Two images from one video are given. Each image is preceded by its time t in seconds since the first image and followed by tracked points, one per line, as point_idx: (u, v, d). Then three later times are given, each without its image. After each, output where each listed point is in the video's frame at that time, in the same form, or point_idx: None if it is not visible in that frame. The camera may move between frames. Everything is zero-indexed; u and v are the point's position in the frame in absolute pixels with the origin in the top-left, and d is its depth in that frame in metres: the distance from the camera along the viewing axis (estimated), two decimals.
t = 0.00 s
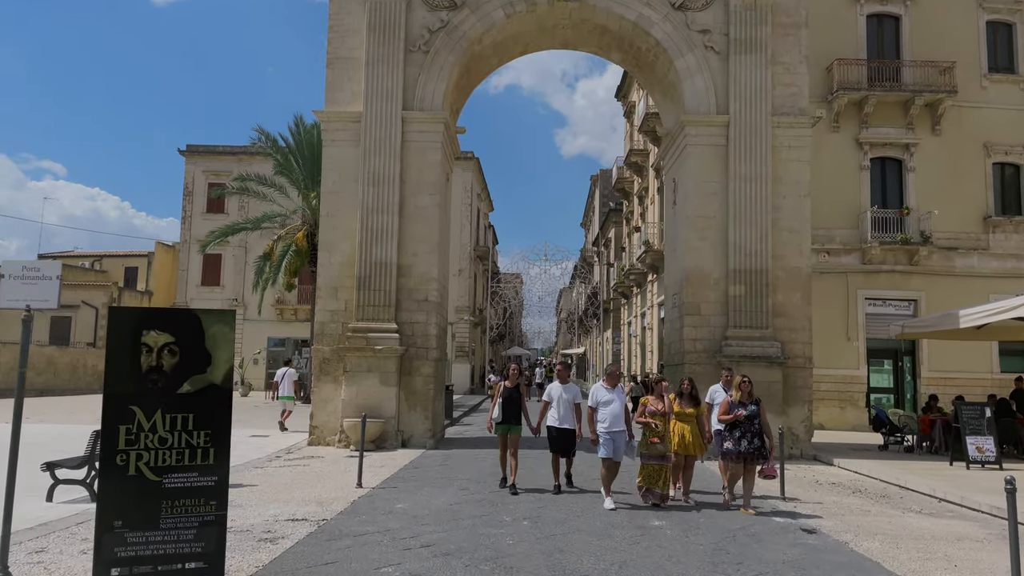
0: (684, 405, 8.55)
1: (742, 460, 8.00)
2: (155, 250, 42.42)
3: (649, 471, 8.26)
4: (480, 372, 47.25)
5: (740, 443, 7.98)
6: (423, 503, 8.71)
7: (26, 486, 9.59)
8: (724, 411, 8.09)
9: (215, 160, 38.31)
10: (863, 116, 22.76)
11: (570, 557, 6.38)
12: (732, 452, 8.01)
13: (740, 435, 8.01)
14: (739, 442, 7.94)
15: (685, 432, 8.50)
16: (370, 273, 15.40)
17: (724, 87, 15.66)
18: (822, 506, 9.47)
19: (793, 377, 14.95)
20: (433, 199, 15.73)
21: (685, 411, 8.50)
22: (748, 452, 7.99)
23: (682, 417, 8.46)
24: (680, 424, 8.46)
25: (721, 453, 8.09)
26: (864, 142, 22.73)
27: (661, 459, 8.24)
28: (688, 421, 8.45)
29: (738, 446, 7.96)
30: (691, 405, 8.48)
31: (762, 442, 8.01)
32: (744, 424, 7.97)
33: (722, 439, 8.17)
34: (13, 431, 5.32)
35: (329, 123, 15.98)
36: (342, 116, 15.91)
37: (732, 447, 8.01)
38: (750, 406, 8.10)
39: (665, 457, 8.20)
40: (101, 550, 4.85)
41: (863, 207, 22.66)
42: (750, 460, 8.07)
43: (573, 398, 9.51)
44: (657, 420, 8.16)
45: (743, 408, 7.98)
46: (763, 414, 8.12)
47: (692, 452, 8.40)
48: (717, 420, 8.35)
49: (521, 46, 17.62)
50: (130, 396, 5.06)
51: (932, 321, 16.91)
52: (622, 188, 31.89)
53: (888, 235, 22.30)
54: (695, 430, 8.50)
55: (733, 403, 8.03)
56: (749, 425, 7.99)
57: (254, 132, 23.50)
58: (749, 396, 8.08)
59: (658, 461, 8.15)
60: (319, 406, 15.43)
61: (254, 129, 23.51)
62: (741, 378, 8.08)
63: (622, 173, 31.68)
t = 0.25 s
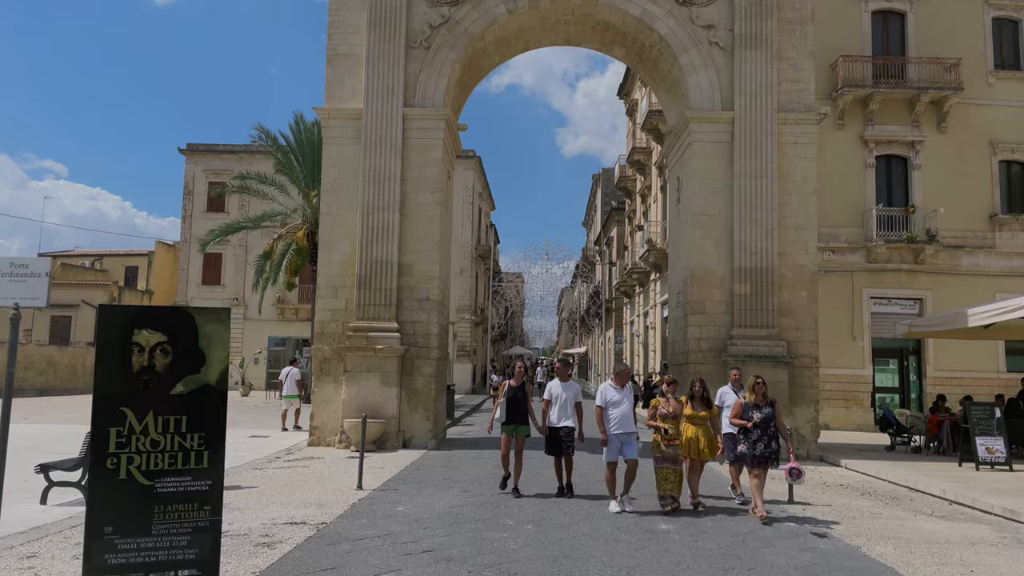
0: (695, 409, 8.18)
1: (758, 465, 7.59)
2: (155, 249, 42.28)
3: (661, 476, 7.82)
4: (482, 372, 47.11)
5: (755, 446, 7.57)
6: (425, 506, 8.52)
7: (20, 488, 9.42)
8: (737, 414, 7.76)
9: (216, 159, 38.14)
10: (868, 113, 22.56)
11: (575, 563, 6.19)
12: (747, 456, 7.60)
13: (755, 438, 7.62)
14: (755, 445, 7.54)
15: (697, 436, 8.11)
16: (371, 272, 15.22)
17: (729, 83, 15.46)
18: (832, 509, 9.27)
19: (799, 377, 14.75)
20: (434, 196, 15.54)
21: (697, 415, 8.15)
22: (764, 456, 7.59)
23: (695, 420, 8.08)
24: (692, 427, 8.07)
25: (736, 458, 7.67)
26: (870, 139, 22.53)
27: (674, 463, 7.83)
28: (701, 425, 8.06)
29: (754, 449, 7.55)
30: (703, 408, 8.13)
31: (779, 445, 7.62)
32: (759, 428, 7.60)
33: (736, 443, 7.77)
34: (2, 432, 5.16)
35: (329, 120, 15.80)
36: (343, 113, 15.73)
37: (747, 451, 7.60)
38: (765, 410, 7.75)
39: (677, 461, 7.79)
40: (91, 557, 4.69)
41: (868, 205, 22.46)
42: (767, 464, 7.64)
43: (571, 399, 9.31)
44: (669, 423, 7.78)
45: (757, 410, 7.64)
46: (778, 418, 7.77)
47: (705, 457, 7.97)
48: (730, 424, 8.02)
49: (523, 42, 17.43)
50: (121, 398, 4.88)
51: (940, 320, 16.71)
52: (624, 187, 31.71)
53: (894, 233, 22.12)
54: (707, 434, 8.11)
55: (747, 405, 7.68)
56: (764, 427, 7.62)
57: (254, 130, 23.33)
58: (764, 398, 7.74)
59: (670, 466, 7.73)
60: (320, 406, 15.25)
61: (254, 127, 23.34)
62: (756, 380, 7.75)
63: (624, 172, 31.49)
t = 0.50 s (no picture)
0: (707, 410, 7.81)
1: (775, 469, 7.20)
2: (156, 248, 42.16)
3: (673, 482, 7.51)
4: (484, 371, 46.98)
5: (772, 449, 7.16)
6: (428, 507, 8.37)
7: (16, 489, 9.28)
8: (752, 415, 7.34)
9: (217, 158, 38.00)
10: (873, 111, 22.38)
11: (583, 566, 6.04)
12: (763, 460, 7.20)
13: (772, 441, 7.21)
14: (772, 449, 7.15)
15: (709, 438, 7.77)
16: (372, 270, 15.06)
17: (734, 79, 15.29)
18: (842, 511, 9.11)
19: (806, 376, 14.57)
20: (436, 193, 15.38)
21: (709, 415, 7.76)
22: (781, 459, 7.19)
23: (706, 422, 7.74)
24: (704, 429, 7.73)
25: (752, 462, 7.27)
26: (875, 137, 22.35)
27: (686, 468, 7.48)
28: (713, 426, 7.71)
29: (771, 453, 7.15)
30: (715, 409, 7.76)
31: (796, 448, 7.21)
32: (776, 430, 7.19)
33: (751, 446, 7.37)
34: None
35: (330, 117, 15.65)
36: (344, 109, 15.58)
37: (763, 454, 7.19)
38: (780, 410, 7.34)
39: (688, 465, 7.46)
40: (84, 561, 4.54)
41: (873, 203, 22.29)
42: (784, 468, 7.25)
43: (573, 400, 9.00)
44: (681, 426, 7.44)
45: (772, 411, 7.22)
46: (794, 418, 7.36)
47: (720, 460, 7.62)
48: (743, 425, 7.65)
49: (526, 38, 17.27)
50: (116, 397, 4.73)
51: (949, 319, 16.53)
52: (627, 185, 31.55)
53: (899, 231, 21.96)
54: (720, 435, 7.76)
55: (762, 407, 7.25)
56: (781, 429, 7.21)
57: (255, 128, 23.18)
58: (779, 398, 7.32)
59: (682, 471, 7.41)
60: (321, 406, 15.10)
61: (255, 125, 23.18)
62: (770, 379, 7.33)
63: (627, 170, 31.32)
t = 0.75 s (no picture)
0: (726, 410, 7.56)
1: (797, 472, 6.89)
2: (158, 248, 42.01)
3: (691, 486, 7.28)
4: (487, 371, 46.81)
5: (793, 451, 6.89)
6: (434, 510, 8.17)
7: (13, 492, 9.08)
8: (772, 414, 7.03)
9: (219, 157, 37.84)
10: (882, 108, 22.15)
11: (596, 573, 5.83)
12: (784, 463, 6.92)
13: (793, 442, 6.94)
14: (793, 451, 6.87)
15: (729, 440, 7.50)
16: (376, 268, 14.86)
17: (743, 75, 15.07)
18: (858, 514, 8.89)
19: (816, 376, 14.36)
20: (440, 191, 15.18)
21: (727, 416, 7.50)
22: (803, 461, 6.89)
23: (725, 423, 7.51)
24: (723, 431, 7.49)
25: (773, 464, 6.99)
26: (883, 134, 22.11)
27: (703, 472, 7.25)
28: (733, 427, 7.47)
29: (791, 455, 6.88)
30: (733, 409, 7.52)
31: (820, 449, 6.93)
32: (798, 431, 6.90)
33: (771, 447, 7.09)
34: None
35: (333, 113, 15.45)
36: (347, 106, 15.39)
37: (784, 456, 6.92)
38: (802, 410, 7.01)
39: (705, 468, 7.24)
40: (79, 570, 4.35)
41: (881, 201, 22.07)
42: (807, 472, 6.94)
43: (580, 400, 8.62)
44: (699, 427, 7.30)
45: (793, 411, 6.90)
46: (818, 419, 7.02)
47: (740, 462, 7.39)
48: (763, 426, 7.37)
49: (531, 34, 17.06)
50: (112, 398, 4.53)
51: (962, 318, 16.31)
52: (631, 184, 31.33)
53: (908, 230, 21.72)
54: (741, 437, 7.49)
55: (784, 407, 6.94)
56: (803, 431, 6.91)
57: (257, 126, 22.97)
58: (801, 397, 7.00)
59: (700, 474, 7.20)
60: (324, 406, 14.91)
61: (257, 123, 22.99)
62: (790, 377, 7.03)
63: (631, 168, 31.12)
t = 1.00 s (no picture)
0: (748, 415, 7.24)
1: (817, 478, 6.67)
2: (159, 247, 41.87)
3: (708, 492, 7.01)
4: (489, 371, 46.64)
5: (811, 457, 6.66)
6: (439, 515, 8.01)
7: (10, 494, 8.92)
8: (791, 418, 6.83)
9: (220, 156, 37.71)
10: (888, 105, 21.95)
11: None
12: (802, 468, 6.71)
13: (812, 448, 6.70)
14: (811, 457, 6.65)
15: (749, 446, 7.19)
16: (378, 267, 14.70)
17: (750, 71, 14.89)
18: (871, 518, 8.72)
19: (825, 377, 14.17)
20: (444, 189, 15.01)
21: (748, 422, 7.18)
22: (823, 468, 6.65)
23: (746, 429, 7.21)
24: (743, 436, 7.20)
25: (791, 469, 6.80)
26: (890, 132, 21.91)
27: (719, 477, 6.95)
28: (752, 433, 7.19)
29: (810, 461, 6.66)
30: (755, 414, 7.20)
31: (840, 455, 6.69)
32: (816, 436, 6.68)
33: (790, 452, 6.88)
34: None
35: (335, 111, 15.28)
36: (349, 103, 15.22)
37: (803, 461, 6.71)
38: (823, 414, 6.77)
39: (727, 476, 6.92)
40: None
41: (888, 199, 21.86)
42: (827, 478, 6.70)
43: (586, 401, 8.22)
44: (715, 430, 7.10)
45: (812, 414, 6.70)
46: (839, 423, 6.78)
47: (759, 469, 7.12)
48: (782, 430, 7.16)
49: (535, 31, 16.88)
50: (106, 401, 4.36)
51: (971, 317, 16.13)
52: (635, 182, 31.13)
53: (915, 229, 21.53)
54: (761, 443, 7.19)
55: (802, 410, 6.74)
56: (822, 436, 6.67)
57: (259, 125, 22.79)
58: (821, 401, 6.78)
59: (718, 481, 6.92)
60: (326, 407, 14.75)
61: (259, 121, 22.80)
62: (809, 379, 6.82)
63: (635, 167, 30.92)
